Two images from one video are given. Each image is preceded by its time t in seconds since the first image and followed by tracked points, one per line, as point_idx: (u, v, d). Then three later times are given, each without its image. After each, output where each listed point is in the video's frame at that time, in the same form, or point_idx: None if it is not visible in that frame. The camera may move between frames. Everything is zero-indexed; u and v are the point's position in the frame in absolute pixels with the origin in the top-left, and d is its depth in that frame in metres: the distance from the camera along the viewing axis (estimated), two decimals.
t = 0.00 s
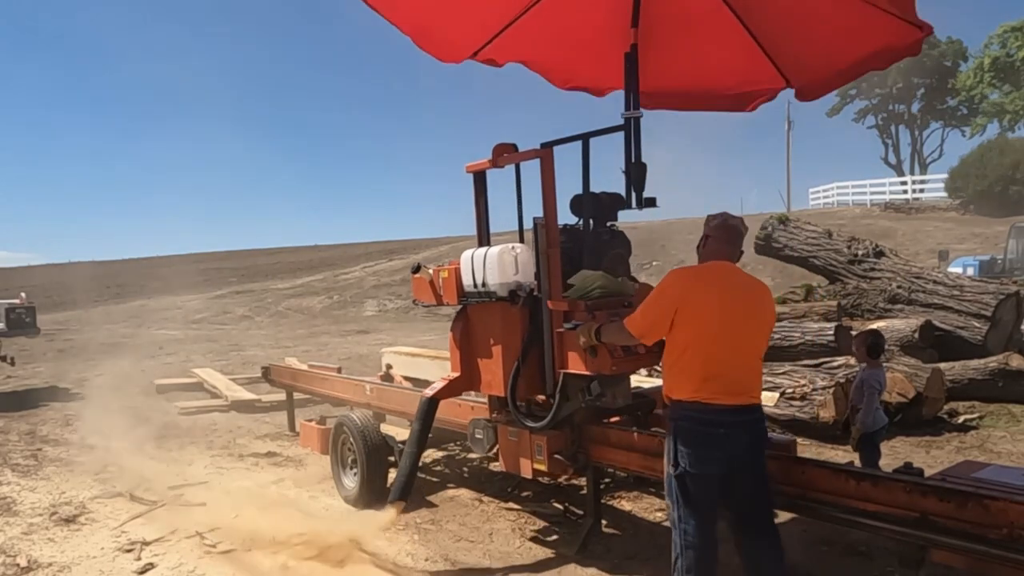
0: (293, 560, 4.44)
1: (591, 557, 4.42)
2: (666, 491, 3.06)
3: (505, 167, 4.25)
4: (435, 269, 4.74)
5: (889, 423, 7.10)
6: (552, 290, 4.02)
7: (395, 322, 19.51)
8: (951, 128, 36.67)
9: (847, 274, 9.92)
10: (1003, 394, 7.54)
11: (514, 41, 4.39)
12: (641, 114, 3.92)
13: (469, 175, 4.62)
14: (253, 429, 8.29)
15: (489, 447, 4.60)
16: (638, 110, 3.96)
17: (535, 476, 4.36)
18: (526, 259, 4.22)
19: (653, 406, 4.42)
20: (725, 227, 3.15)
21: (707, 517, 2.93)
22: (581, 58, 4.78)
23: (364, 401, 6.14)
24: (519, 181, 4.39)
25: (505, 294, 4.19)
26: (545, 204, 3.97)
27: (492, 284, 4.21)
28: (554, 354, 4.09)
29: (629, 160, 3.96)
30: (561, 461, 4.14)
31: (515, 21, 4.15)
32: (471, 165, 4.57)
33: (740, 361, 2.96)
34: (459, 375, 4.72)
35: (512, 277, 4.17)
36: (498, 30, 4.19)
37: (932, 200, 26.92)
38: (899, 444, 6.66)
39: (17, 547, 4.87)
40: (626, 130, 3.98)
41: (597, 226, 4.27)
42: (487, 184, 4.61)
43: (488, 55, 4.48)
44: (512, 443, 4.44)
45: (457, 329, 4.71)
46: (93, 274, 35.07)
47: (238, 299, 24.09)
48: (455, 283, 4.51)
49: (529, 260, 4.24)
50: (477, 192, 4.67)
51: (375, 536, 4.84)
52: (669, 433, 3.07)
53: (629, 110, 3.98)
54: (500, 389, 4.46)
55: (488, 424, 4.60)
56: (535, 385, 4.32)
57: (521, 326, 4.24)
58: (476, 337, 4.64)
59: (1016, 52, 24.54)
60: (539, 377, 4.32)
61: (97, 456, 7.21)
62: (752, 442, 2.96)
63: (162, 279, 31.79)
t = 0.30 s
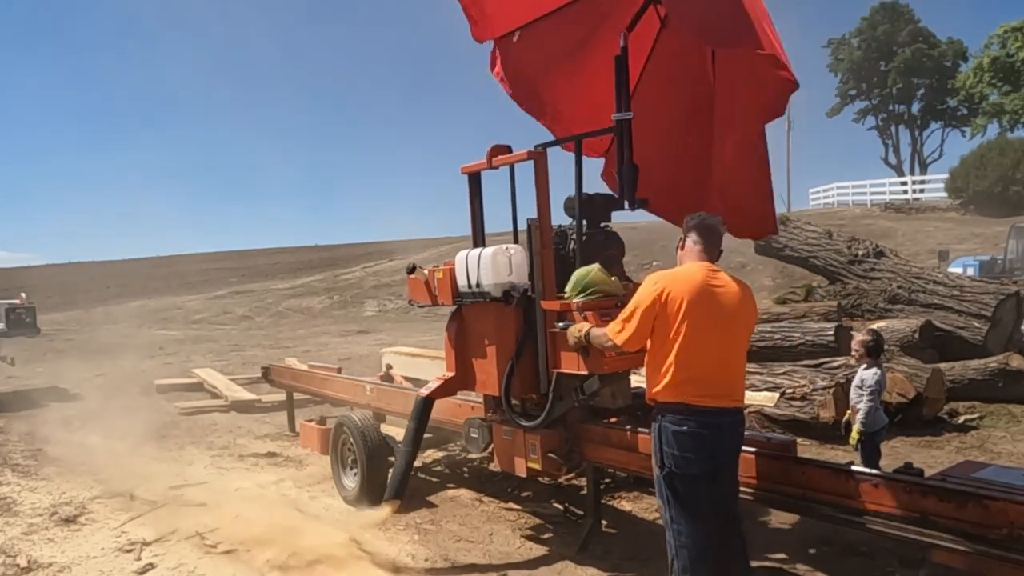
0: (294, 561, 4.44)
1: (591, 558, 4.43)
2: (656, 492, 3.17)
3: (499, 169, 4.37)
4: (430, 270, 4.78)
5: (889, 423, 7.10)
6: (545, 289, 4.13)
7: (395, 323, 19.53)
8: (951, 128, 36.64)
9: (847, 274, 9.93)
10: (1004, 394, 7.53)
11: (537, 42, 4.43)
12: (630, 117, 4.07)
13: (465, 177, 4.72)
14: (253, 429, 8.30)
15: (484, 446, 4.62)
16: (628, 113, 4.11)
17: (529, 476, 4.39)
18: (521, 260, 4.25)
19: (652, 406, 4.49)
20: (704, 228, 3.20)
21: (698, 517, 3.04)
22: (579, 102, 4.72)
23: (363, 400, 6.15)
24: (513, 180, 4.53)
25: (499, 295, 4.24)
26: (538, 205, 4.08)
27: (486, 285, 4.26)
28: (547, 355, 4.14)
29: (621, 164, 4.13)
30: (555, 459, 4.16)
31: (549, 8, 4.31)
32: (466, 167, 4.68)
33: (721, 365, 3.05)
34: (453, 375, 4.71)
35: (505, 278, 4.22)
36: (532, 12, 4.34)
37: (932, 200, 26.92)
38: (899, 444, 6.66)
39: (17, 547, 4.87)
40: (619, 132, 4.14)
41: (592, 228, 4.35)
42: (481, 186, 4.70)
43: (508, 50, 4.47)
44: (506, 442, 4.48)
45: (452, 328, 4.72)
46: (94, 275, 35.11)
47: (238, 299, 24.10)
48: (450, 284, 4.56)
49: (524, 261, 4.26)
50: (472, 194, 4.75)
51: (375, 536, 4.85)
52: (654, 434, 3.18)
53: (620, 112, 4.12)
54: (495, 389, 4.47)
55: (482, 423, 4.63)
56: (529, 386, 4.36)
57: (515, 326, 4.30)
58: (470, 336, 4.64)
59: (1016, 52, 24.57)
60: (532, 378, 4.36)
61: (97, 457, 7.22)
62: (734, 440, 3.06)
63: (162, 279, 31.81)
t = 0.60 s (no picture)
0: (294, 561, 4.44)
1: (591, 558, 4.43)
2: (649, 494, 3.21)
3: (492, 171, 4.47)
4: (424, 270, 4.80)
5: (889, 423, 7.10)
6: (539, 290, 4.16)
7: (395, 323, 19.54)
8: (951, 128, 36.64)
9: (847, 274, 9.93)
10: (1004, 394, 7.53)
11: (503, 30, 4.22)
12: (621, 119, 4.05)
13: (458, 179, 4.80)
14: (253, 429, 8.31)
15: (479, 445, 4.69)
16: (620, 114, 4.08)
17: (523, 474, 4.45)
18: (513, 262, 4.31)
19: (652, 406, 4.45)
20: (689, 230, 3.24)
21: (691, 516, 3.10)
22: (547, 90, 4.59)
23: (363, 400, 6.16)
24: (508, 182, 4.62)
25: (492, 295, 4.28)
26: (530, 207, 4.11)
27: (480, 286, 4.31)
28: (540, 355, 4.21)
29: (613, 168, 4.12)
30: (548, 458, 4.22)
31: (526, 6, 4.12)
32: (460, 169, 4.77)
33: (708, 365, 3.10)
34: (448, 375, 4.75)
35: (498, 279, 4.27)
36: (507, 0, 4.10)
37: (932, 200, 26.92)
38: (899, 445, 6.66)
39: (17, 547, 4.87)
40: (610, 134, 4.10)
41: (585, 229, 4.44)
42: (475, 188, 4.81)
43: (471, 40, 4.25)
44: (500, 441, 4.54)
45: (447, 328, 4.75)
46: (94, 275, 35.11)
47: (238, 299, 24.11)
48: (445, 284, 4.58)
49: (517, 262, 4.32)
50: (466, 196, 4.85)
51: (375, 536, 4.85)
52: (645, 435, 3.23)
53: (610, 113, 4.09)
54: (488, 389, 4.48)
55: (477, 422, 4.70)
56: (522, 386, 4.37)
57: (508, 326, 4.32)
58: (464, 336, 4.66)
59: (1016, 52, 24.59)
60: (525, 378, 4.38)
61: (97, 457, 7.22)
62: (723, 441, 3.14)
63: (162, 279, 31.80)
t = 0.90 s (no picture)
0: (294, 561, 4.44)
1: (591, 558, 4.43)
2: (635, 493, 3.31)
3: (489, 171, 4.55)
4: (420, 271, 4.81)
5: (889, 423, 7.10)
6: (533, 289, 4.20)
7: (395, 323, 19.55)
8: (951, 128, 36.63)
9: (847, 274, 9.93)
10: (1004, 395, 7.53)
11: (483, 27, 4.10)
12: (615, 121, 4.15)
13: (456, 178, 4.89)
14: (253, 429, 8.31)
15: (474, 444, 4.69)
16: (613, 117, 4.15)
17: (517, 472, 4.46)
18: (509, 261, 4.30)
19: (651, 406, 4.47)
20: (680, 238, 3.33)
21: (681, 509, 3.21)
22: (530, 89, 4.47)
23: (363, 401, 6.16)
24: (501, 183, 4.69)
25: (487, 295, 4.27)
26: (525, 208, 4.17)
27: (475, 285, 4.28)
28: (534, 355, 4.22)
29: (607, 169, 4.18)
30: (543, 457, 4.26)
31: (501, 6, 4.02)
32: (457, 169, 4.85)
33: (692, 363, 3.21)
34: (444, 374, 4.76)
35: (493, 279, 4.26)
36: None
37: (932, 200, 26.92)
38: (899, 445, 6.67)
39: (17, 547, 4.87)
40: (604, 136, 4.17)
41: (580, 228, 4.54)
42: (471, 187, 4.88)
43: (442, 37, 4.16)
44: (495, 439, 4.55)
45: (442, 328, 4.76)
46: (94, 275, 35.15)
47: (238, 299, 24.12)
48: (441, 284, 4.59)
49: (512, 261, 4.33)
50: (463, 195, 4.91)
51: (375, 536, 4.86)
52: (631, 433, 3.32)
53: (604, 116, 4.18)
54: (483, 388, 4.49)
55: (472, 421, 4.70)
56: (517, 386, 4.36)
57: (503, 326, 4.32)
58: (459, 336, 4.68)
59: (1016, 52, 24.58)
60: (520, 378, 4.36)
61: (97, 457, 7.22)
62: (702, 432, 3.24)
63: (162, 279, 31.81)
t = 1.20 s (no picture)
0: (295, 561, 4.45)
1: (591, 558, 4.42)
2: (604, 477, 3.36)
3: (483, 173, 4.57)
4: (416, 271, 4.82)
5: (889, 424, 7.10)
6: (528, 290, 4.20)
7: (396, 323, 19.56)
8: (952, 128, 36.61)
9: (847, 275, 9.95)
10: (1005, 395, 7.52)
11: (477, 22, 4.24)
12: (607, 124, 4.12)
13: (451, 180, 4.93)
14: (254, 429, 8.32)
15: (469, 443, 4.71)
16: (606, 120, 4.13)
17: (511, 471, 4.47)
18: (504, 263, 4.31)
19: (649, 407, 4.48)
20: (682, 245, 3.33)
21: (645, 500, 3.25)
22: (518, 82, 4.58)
23: (363, 401, 6.16)
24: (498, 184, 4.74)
25: (481, 295, 4.26)
26: (520, 209, 4.18)
27: (469, 287, 4.27)
28: (528, 356, 4.23)
29: (599, 172, 4.17)
30: (537, 455, 4.29)
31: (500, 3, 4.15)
32: (453, 170, 4.89)
33: (678, 365, 3.22)
34: (439, 374, 4.77)
35: (488, 280, 4.25)
36: None
37: (934, 201, 26.90)
38: (900, 446, 6.66)
39: (18, 548, 4.87)
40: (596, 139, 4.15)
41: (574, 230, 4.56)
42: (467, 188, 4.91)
43: (436, 27, 4.25)
44: (490, 438, 4.56)
45: (437, 328, 4.76)
46: (95, 275, 35.21)
47: (239, 299, 24.15)
48: (436, 284, 4.58)
49: (507, 263, 4.33)
50: (458, 197, 4.93)
51: (375, 536, 4.86)
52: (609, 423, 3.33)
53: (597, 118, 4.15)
54: (478, 388, 4.51)
55: (467, 420, 4.72)
56: (512, 386, 4.39)
57: (498, 327, 4.34)
58: (455, 336, 4.68)
59: (1017, 52, 24.57)
60: (515, 378, 4.41)
61: (97, 457, 7.23)
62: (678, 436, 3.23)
63: (162, 279, 31.85)
